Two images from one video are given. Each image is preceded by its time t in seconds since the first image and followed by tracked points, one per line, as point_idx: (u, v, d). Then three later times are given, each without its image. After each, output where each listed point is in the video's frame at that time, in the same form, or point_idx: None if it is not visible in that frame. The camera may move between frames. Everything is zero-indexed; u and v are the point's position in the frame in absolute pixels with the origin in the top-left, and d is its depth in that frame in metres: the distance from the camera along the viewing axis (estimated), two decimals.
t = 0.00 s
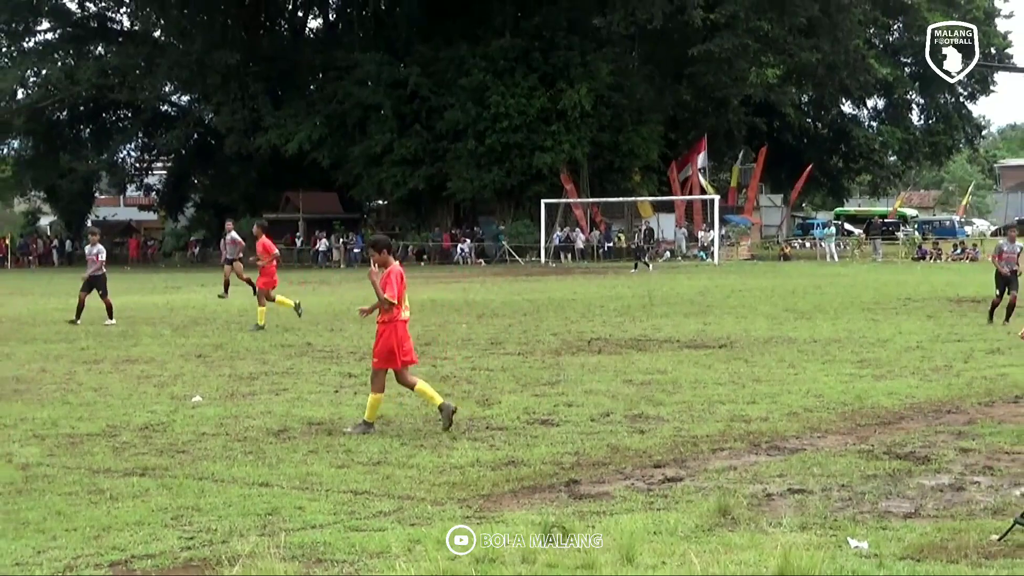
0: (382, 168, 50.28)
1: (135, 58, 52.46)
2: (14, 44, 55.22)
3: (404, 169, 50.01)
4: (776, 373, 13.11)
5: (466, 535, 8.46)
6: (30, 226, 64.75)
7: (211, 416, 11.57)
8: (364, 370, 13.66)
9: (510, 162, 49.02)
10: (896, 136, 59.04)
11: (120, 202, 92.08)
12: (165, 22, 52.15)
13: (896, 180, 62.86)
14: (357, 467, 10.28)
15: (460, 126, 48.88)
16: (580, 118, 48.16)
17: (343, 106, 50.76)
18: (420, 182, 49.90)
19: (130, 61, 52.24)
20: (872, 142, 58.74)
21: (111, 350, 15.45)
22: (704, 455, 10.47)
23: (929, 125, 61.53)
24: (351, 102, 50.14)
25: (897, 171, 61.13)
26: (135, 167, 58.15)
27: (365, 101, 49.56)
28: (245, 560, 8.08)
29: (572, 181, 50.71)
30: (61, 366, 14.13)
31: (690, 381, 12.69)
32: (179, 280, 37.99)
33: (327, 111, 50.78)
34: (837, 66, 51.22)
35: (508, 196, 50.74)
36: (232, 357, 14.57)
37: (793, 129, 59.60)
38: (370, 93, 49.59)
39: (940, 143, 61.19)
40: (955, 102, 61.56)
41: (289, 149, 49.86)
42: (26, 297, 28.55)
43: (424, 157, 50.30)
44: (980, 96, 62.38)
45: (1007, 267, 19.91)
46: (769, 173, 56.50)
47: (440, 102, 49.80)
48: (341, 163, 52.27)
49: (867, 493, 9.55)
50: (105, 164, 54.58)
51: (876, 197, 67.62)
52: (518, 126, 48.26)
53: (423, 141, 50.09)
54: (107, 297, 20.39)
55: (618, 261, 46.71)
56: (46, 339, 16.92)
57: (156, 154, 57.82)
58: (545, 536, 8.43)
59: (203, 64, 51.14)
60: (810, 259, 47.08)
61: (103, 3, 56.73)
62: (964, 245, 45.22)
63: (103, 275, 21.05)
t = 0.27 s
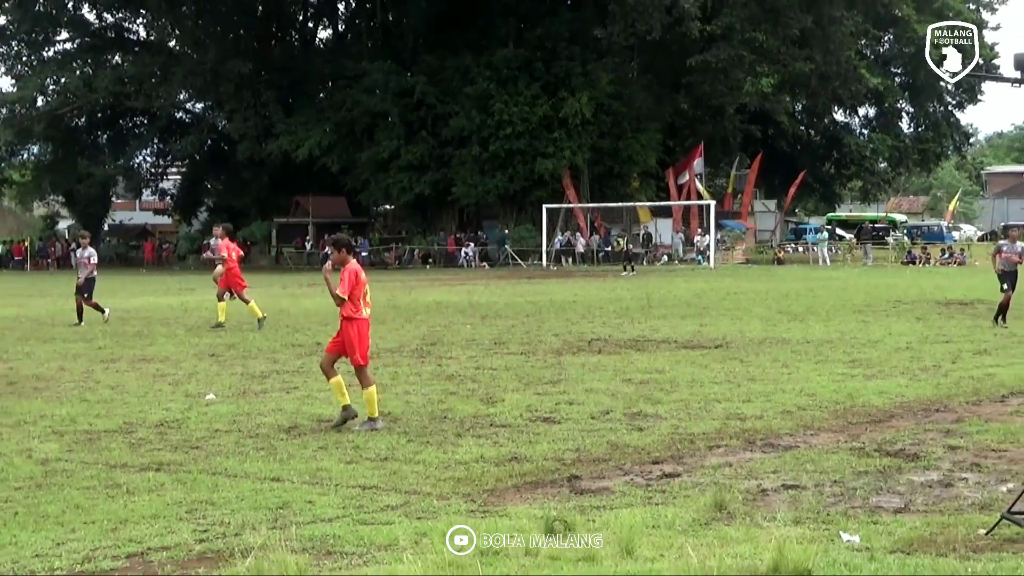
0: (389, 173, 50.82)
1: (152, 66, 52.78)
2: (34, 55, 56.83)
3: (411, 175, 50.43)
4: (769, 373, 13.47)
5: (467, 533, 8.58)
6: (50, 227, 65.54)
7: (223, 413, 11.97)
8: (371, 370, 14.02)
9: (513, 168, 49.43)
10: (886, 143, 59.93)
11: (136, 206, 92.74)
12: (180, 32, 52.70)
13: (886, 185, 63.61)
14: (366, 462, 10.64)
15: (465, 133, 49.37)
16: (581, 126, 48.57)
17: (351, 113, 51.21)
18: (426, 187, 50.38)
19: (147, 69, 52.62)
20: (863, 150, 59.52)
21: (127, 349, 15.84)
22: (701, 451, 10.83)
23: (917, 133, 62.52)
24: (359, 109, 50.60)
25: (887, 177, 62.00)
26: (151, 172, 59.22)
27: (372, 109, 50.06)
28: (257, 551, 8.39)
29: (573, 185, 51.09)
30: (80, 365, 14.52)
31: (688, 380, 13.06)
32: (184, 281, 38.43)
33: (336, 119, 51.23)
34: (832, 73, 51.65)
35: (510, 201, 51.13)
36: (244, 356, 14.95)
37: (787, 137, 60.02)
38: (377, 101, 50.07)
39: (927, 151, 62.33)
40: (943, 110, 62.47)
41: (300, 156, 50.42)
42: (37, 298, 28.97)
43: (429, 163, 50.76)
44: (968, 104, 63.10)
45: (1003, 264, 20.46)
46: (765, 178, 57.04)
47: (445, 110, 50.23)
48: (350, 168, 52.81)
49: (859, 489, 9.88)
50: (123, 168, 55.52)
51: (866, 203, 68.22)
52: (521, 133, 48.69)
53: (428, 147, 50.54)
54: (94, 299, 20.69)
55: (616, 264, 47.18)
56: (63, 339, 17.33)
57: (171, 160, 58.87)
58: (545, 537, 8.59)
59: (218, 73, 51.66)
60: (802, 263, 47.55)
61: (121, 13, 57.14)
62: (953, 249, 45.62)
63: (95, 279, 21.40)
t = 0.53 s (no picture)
0: (394, 178, 51.17)
1: (163, 72, 53.25)
2: (48, 61, 57.19)
3: (415, 179, 50.80)
4: (766, 372, 13.72)
5: (466, 533, 8.71)
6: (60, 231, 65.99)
7: (232, 411, 12.25)
8: (376, 367, 14.30)
9: (516, 173, 49.79)
10: (879, 149, 60.21)
11: (142, 214, 93.17)
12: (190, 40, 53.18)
13: (881, 190, 63.90)
14: (371, 459, 10.88)
15: (468, 139, 49.75)
16: (582, 131, 48.93)
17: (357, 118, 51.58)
18: (430, 191, 50.74)
19: (157, 75, 53.08)
20: (857, 155, 59.82)
21: (138, 347, 16.11)
22: (699, 449, 11.09)
23: (910, 139, 62.78)
24: (364, 115, 50.97)
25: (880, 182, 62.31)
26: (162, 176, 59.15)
27: (377, 116, 50.43)
28: (265, 546, 8.61)
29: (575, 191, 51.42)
30: (92, 363, 14.80)
31: (686, 379, 13.33)
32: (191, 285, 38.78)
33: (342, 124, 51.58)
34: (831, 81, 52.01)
35: (512, 206, 51.47)
36: (252, 355, 15.22)
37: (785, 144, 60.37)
38: (383, 107, 50.47)
39: (922, 157, 62.57)
40: (936, 117, 62.71)
41: (308, 160, 50.75)
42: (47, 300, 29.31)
43: (433, 168, 51.12)
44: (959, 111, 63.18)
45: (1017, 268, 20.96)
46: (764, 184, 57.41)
47: (449, 116, 50.60)
48: (356, 172, 53.25)
49: (853, 486, 10.12)
50: (135, 172, 55.92)
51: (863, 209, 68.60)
52: (523, 138, 49.07)
53: (433, 153, 50.91)
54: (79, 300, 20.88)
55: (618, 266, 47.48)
56: (75, 338, 17.61)
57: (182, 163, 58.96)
58: (544, 537, 8.74)
59: (227, 79, 52.05)
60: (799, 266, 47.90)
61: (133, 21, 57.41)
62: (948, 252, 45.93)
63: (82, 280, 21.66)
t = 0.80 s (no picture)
0: (397, 178, 51.18)
1: (166, 72, 53.31)
2: (51, 60, 57.04)
3: (418, 179, 50.82)
4: (769, 373, 13.72)
5: (466, 533, 8.70)
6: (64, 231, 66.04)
7: (235, 411, 12.25)
8: (379, 368, 14.30)
9: (519, 173, 49.81)
10: (882, 148, 60.21)
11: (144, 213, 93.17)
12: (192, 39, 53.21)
13: (884, 190, 63.87)
14: (374, 459, 10.88)
15: (471, 138, 49.78)
16: (585, 131, 48.95)
17: (360, 118, 51.59)
18: (433, 191, 50.77)
19: (161, 75, 53.13)
20: (860, 154, 59.86)
21: (141, 348, 16.09)
22: (701, 449, 11.09)
23: (913, 139, 62.75)
24: (367, 114, 50.97)
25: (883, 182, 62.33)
26: (165, 176, 59.70)
27: (381, 115, 50.46)
28: (267, 546, 8.61)
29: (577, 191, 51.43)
30: (95, 364, 14.78)
31: (689, 379, 13.32)
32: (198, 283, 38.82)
33: (345, 124, 51.57)
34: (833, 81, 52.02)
35: (515, 205, 51.48)
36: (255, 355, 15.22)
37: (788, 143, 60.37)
38: (386, 106, 50.49)
39: (925, 156, 62.58)
40: (939, 117, 62.64)
41: (311, 160, 50.75)
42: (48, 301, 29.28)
43: (436, 168, 51.15)
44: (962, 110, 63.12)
45: None
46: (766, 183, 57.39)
47: (452, 116, 50.62)
48: (359, 171, 53.28)
49: (856, 486, 10.11)
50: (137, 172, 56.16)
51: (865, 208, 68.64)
52: (526, 138, 49.10)
53: (436, 153, 50.93)
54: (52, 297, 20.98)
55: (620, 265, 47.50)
56: (78, 338, 17.58)
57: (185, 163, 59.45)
58: (543, 537, 8.75)
59: (229, 78, 52.07)
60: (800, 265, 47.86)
61: (137, 21, 57.38)
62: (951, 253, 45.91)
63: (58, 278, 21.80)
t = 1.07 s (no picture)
0: (400, 178, 51.23)
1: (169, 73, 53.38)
2: (54, 61, 57.01)
3: (421, 180, 50.86)
4: (772, 373, 13.72)
5: (466, 534, 8.72)
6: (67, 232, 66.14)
7: (238, 411, 12.27)
8: (382, 368, 14.31)
9: (522, 173, 49.87)
10: (885, 149, 60.05)
11: (148, 213, 93.22)
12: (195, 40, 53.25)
13: (887, 192, 63.86)
14: (376, 459, 10.88)
15: (474, 139, 49.84)
16: (587, 132, 48.99)
17: (363, 119, 51.61)
18: (435, 192, 50.82)
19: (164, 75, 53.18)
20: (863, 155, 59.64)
21: (144, 348, 16.10)
22: (703, 450, 11.09)
23: (916, 140, 62.70)
24: (370, 115, 51.00)
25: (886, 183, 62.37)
26: (167, 176, 59.89)
27: (384, 116, 50.48)
28: (269, 546, 8.62)
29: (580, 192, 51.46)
30: (98, 364, 14.79)
31: (692, 380, 13.32)
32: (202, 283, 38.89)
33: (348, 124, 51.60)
34: (835, 83, 52.02)
35: (518, 206, 51.52)
36: (257, 355, 15.24)
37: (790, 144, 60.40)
38: (389, 107, 50.54)
39: (928, 157, 62.61)
40: (942, 118, 62.60)
41: (314, 161, 50.75)
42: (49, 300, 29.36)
43: (439, 169, 51.21)
44: (965, 111, 63.11)
45: None
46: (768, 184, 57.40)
47: (455, 117, 50.65)
48: (362, 171, 53.31)
49: (858, 487, 10.11)
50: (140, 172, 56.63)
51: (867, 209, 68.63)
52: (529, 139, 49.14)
53: (439, 154, 50.98)
54: (39, 301, 21.09)
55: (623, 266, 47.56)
56: (81, 338, 17.59)
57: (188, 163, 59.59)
58: (543, 536, 8.77)
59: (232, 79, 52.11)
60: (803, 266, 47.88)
61: (140, 21, 57.40)
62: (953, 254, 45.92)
63: (37, 281, 21.83)
